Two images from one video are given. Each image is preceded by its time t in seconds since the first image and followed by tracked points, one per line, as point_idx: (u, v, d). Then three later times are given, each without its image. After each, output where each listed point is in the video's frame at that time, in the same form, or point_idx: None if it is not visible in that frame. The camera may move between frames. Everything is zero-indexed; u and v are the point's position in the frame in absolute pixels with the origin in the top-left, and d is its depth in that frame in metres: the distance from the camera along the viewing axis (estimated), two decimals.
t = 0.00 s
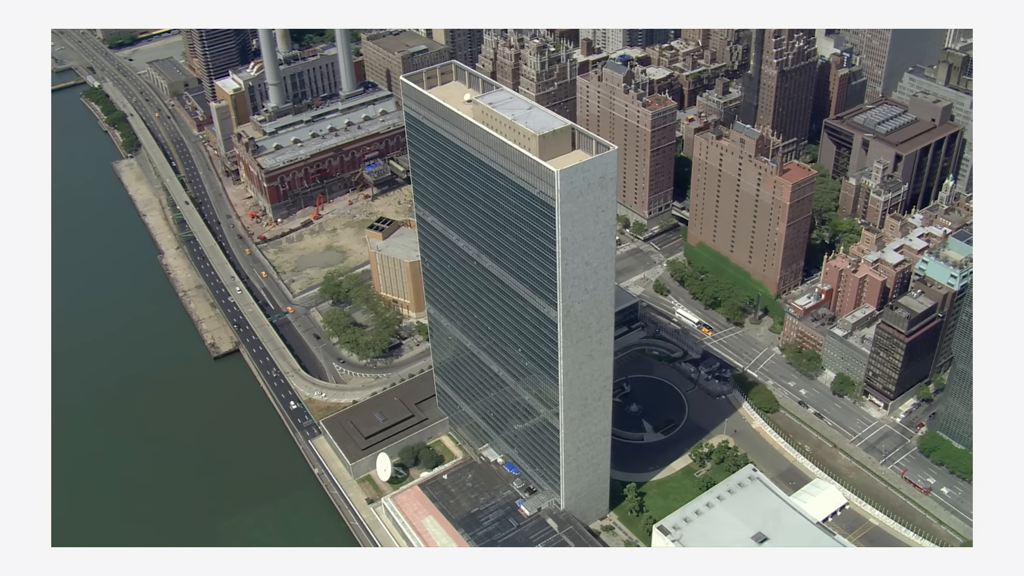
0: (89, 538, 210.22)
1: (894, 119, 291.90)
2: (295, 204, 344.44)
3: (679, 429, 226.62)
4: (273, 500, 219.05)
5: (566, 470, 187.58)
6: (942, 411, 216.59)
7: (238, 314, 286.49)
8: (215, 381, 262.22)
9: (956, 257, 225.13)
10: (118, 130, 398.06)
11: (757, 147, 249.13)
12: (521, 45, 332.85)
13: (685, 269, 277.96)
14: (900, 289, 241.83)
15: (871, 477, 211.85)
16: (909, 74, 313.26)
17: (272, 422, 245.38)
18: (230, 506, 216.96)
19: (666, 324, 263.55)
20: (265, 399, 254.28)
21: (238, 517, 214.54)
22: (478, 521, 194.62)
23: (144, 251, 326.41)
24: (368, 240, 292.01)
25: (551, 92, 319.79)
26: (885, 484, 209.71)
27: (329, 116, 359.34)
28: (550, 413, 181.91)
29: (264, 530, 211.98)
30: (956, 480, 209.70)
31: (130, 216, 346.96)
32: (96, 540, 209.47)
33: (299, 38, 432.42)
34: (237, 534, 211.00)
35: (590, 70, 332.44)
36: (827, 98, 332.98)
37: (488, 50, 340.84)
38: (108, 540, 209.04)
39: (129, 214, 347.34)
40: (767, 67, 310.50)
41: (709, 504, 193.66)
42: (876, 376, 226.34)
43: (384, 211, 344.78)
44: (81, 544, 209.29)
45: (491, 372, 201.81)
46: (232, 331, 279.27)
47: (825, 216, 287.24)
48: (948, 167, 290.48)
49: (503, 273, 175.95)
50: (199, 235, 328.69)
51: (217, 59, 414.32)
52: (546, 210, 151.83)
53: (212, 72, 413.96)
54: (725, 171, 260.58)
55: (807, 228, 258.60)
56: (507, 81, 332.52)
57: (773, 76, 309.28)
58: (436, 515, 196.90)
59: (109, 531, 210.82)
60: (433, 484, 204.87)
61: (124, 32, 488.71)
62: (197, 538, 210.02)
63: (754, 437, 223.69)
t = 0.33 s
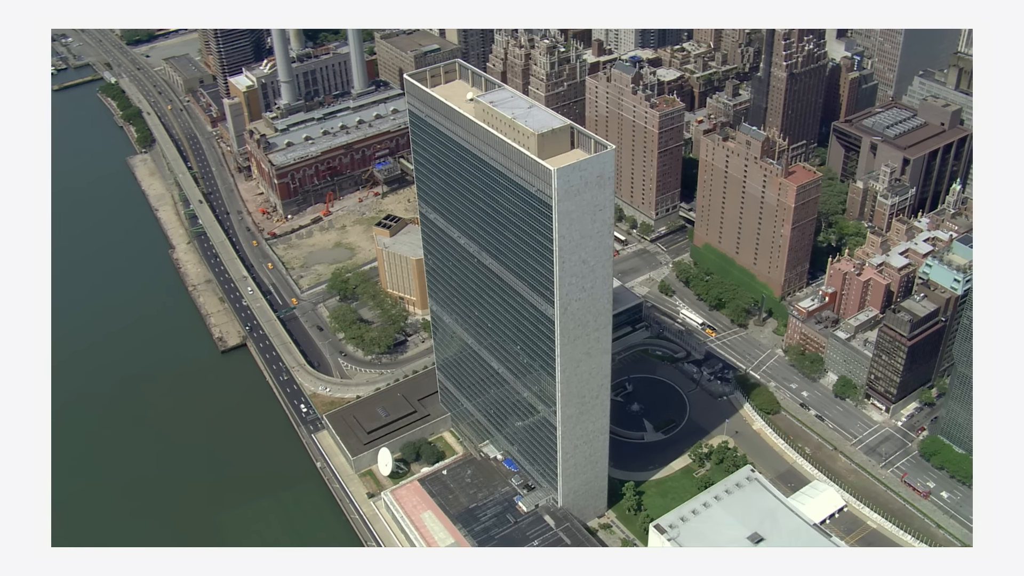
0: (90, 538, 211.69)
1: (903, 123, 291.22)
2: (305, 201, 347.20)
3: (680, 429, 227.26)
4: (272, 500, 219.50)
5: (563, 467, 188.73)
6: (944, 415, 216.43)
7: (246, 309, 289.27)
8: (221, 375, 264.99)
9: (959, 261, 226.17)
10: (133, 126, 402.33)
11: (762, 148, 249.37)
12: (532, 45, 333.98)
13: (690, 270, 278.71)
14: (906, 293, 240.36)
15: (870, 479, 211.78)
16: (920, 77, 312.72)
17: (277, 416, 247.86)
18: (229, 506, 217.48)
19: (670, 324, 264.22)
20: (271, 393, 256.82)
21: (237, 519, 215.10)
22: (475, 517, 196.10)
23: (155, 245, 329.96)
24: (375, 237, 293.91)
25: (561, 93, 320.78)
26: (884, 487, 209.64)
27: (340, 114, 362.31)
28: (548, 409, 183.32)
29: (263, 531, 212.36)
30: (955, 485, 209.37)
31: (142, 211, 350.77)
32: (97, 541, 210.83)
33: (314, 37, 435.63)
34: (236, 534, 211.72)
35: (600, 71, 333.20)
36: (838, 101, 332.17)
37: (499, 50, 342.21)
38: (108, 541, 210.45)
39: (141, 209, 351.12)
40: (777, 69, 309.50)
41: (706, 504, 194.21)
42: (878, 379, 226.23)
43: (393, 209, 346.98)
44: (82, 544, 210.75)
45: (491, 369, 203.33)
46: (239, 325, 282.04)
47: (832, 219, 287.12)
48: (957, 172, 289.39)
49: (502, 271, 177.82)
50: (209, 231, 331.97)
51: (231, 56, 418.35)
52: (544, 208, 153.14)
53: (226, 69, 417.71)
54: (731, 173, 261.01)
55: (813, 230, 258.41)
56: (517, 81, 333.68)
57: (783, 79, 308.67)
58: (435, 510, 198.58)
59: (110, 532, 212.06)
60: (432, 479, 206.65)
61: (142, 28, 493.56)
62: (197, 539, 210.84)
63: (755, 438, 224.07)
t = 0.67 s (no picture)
0: (93, 538, 212.68)
1: (914, 129, 290.60)
2: (317, 200, 350.05)
3: (682, 432, 227.89)
4: (274, 494, 222.02)
5: (563, 466, 189.95)
6: (947, 422, 216.11)
7: (256, 305, 292.14)
8: (230, 370, 267.86)
9: (965, 268, 226.20)
10: (150, 123, 407.07)
11: (771, 153, 249.41)
12: (544, 48, 335.33)
13: (698, 273, 279.12)
14: (912, 300, 239.94)
15: (871, 485, 211.74)
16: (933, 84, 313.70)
17: (284, 412, 250.45)
18: (232, 501, 219.81)
19: (675, 327, 264.79)
20: (278, 389, 259.45)
21: (241, 512, 217.74)
22: (475, 514, 197.70)
23: (169, 242, 333.91)
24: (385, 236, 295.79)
25: (572, 95, 321.78)
26: (885, 493, 209.60)
27: (354, 113, 365.56)
28: (548, 408, 184.76)
29: (266, 524, 214.66)
30: (957, 492, 209.07)
31: (157, 207, 355.08)
32: (100, 540, 211.79)
33: (331, 37, 439.30)
34: (240, 528, 213.99)
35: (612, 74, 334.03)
36: (850, 107, 331.48)
37: (512, 52, 343.85)
38: (111, 540, 211.35)
39: (156, 206, 355.40)
40: (788, 74, 308.39)
41: (705, 506, 195.01)
42: (882, 386, 226.05)
43: (405, 209, 349.52)
44: (85, 544, 211.70)
45: (494, 368, 204.90)
46: (249, 322, 284.88)
47: (841, 225, 286.74)
48: (967, 179, 288.11)
49: (504, 270, 179.61)
50: (222, 228, 335.59)
51: (249, 56, 422.88)
52: (543, 208, 154.58)
53: (242, 67, 422.00)
54: (739, 177, 261.39)
55: (821, 235, 258.17)
56: (530, 84, 335.18)
57: (794, 84, 307.55)
58: (435, 507, 200.28)
59: (113, 532, 213.16)
60: (433, 477, 208.43)
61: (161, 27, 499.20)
62: (200, 536, 212.48)
63: (757, 442, 224.43)
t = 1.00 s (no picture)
0: (99, 538, 214.28)
1: (927, 138, 290.04)
2: (331, 199, 353.06)
3: (686, 435, 228.50)
4: (278, 488, 224.46)
5: (563, 466, 191.25)
6: (951, 430, 215.96)
7: (268, 302, 295.36)
8: (240, 366, 271.19)
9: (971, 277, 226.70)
10: (170, 121, 412.26)
11: (780, 159, 249.46)
12: (559, 51, 336.90)
13: (707, 278, 279.58)
14: (920, 307, 239.59)
15: (874, 492, 211.70)
16: (947, 93, 315.26)
17: (292, 408, 253.01)
18: (236, 498, 221.89)
19: (683, 331, 265.30)
20: (287, 386, 262.15)
21: (246, 507, 220.16)
22: (476, 512, 199.34)
23: (184, 238, 338.19)
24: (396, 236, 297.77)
25: (586, 99, 323.03)
26: (887, 500, 209.61)
27: (370, 114, 368.63)
28: (548, 408, 186.25)
29: (271, 519, 216.98)
30: (960, 501, 208.88)
31: (174, 204, 359.78)
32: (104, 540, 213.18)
33: (350, 38, 442.94)
34: (245, 524, 216.13)
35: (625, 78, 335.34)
36: (864, 114, 330.71)
37: (526, 55, 345.46)
38: (119, 533, 214.15)
39: (173, 203, 360.22)
40: (802, 81, 308.49)
41: (705, 509, 195.66)
42: (887, 393, 225.92)
43: (418, 210, 351.93)
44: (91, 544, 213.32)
45: (498, 367, 206.66)
46: (260, 319, 288.06)
47: (851, 232, 286.37)
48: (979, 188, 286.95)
49: (507, 271, 181.33)
50: (237, 225, 339.50)
51: (267, 55, 427.66)
52: (545, 209, 156.38)
53: (261, 67, 426.37)
54: (749, 183, 261.73)
55: (830, 241, 258.01)
56: (544, 87, 337.04)
57: (808, 91, 307.55)
58: (437, 504, 201.93)
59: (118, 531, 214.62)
60: (436, 475, 210.36)
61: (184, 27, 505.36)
62: (203, 534, 214.31)
63: (761, 447, 224.64)
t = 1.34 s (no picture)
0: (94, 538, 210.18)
1: (937, 144, 289.54)
2: (343, 198, 355.77)
3: (687, 438, 229.22)
4: (282, 482, 226.62)
5: (561, 466, 192.62)
6: (953, 437, 215.86)
7: (278, 299, 298.36)
8: (248, 362, 274.24)
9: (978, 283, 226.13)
10: (186, 119, 416.92)
11: (786, 163, 249.90)
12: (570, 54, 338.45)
13: (713, 281, 280.25)
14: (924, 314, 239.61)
15: (873, 498, 211.91)
16: (958, 101, 315.15)
17: (297, 404, 255.48)
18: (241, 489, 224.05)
19: (687, 334, 265.86)
20: (293, 382, 264.68)
21: (251, 500, 222.05)
22: (475, 510, 201.03)
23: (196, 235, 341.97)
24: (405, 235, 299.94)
25: (596, 102, 324.30)
26: (886, 506, 209.76)
27: (383, 114, 371.48)
28: (548, 407, 187.73)
29: (275, 512, 218.97)
30: (960, 508, 208.73)
31: (187, 201, 363.90)
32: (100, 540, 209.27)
33: (365, 38, 446.33)
34: (249, 516, 217.88)
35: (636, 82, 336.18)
36: (875, 121, 329.86)
37: (538, 57, 347.35)
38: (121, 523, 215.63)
39: (187, 200, 364.36)
40: (812, 86, 308.05)
41: (703, 511, 196.58)
42: (889, 399, 226.03)
43: (429, 210, 354.20)
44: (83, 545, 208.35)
45: (500, 366, 208.39)
46: (269, 315, 291.20)
47: (858, 238, 286.28)
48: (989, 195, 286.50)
49: (509, 270, 183.16)
50: (249, 222, 342.98)
51: (282, 55, 431.80)
52: (544, 209, 158.09)
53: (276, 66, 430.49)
54: (756, 187, 262.12)
55: (836, 247, 258.14)
56: (555, 89, 338.19)
57: (818, 96, 307.09)
58: (436, 501, 203.76)
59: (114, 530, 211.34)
60: (437, 472, 212.25)
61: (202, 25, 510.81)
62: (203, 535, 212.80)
63: (762, 451, 225.08)
